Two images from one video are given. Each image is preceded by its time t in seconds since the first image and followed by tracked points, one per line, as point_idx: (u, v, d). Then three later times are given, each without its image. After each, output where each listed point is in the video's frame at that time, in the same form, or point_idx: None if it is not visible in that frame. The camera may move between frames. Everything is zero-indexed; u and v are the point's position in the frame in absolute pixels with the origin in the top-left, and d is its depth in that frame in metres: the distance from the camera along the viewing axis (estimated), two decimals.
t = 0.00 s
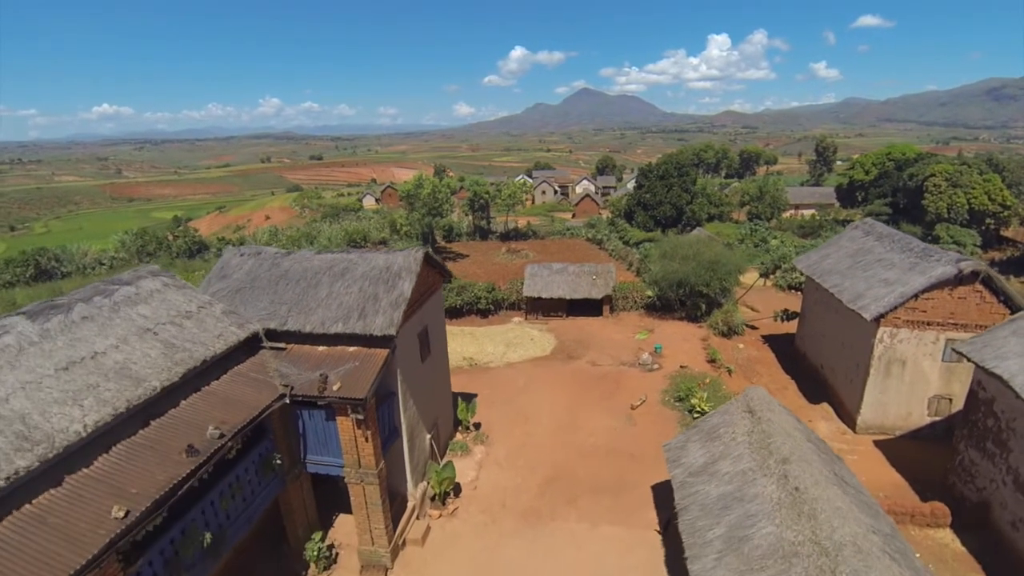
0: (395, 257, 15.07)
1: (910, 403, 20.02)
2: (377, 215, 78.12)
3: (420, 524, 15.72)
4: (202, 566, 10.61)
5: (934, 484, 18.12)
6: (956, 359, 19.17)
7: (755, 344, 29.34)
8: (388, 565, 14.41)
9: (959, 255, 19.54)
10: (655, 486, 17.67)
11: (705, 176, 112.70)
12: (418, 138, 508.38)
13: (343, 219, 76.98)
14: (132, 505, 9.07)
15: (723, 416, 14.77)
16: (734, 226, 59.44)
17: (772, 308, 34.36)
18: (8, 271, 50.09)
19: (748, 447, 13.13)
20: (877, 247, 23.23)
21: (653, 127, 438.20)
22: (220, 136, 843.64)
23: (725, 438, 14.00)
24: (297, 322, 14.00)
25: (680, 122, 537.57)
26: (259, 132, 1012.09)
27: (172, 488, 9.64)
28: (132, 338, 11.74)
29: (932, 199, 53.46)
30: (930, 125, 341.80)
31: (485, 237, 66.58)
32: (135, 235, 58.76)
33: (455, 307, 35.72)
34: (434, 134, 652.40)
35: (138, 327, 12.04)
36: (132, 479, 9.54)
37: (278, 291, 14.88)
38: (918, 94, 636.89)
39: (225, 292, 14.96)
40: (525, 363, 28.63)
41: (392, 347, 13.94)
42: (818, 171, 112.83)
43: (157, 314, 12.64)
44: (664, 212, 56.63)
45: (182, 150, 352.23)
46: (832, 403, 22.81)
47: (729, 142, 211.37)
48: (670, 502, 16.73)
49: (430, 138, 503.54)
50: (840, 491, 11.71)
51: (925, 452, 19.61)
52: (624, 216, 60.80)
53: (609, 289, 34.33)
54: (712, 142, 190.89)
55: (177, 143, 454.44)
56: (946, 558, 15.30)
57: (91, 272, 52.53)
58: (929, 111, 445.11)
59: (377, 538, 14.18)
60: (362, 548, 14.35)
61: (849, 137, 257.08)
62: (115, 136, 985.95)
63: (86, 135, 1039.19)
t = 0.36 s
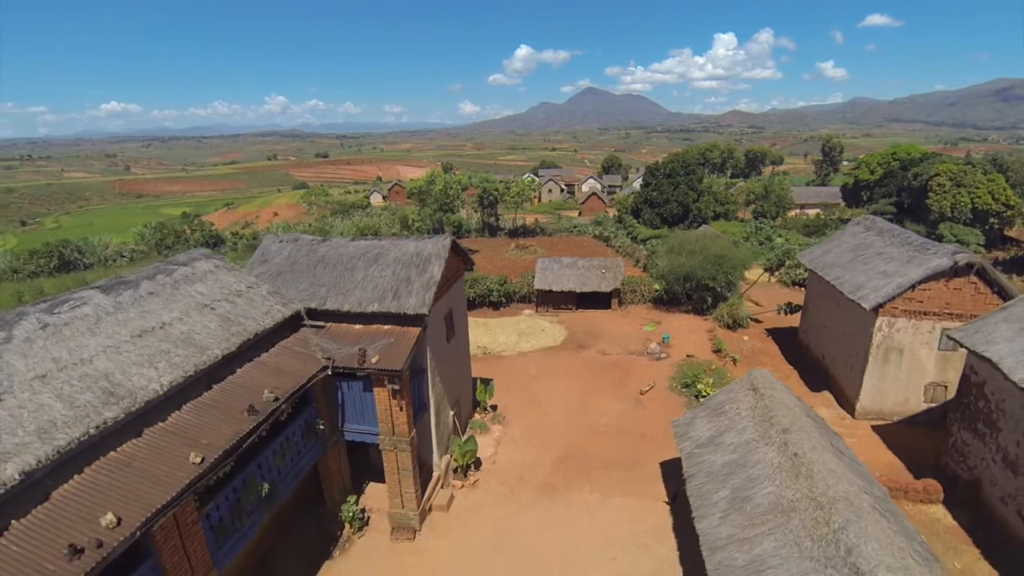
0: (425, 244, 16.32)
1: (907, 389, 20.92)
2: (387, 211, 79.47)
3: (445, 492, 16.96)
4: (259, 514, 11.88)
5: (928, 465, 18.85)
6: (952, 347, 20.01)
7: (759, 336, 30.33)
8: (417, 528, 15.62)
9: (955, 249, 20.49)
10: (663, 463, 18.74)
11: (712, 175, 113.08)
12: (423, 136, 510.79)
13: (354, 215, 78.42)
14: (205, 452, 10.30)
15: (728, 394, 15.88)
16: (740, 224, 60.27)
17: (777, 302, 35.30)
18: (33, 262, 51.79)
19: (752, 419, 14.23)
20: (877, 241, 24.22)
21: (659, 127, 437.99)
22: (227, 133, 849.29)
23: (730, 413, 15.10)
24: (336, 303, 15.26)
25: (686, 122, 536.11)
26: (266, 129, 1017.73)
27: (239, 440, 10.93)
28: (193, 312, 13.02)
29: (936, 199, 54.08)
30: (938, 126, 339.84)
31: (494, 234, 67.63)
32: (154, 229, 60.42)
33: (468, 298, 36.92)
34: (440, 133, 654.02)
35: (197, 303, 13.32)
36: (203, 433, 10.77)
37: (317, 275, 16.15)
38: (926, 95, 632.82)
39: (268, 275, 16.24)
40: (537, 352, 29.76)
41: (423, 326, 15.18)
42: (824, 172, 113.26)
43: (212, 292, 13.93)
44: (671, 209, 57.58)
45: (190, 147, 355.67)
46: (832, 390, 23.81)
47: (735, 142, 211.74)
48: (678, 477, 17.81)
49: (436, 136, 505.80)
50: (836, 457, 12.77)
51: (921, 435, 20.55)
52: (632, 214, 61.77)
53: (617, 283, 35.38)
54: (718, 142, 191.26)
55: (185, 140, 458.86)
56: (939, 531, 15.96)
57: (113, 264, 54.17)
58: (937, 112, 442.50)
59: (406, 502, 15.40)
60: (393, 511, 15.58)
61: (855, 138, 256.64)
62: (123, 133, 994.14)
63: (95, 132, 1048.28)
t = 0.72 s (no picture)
0: (449, 230, 17.59)
1: (901, 370, 22.03)
2: (395, 209, 80.77)
3: (466, 461, 18.18)
4: (305, 469, 13.11)
5: (920, 440, 19.92)
6: (943, 330, 21.11)
7: (761, 325, 31.43)
8: (441, 492, 16.83)
9: (947, 237, 21.58)
10: (669, 437, 19.91)
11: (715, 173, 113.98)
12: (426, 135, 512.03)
13: (362, 212, 79.74)
14: (263, 407, 11.54)
15: (730, 369, 17.06)
16: (743, 219, 61.28)
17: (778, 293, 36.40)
18: (53, 256, 53.28)
19: (752, 390, 15.42)
20: (874, 232, 25.33)
21: (662, 126, 438.20)
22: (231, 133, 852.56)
23: (732, 385, 16.29)
24: (368, 283, 16.53)
25: (688, 120, 535.77)
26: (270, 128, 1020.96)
27: (292, 398, 12.19)
28: (241, 288, 14.27)
29: (937, 195, 55.00)
30: (942, 124, 339.20)
31: (501, 230, 68.75)
32: (169, 225, 61.87)
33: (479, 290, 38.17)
34: (443, 132, 655.01)
35: (244, 281, 14.58)
36: (259, 392, 12.02)
37: (348, 258, 17.42)
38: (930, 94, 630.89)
39: (303, 259, 17.52)
40: (547, 340, 30.96)
41: (448, 305, 16.44)
42: (827, 169, 114.04)
43: (257, 272, 15.20)
44: (675, 205, 58.66)
45: (195, 146, 357.89)
46: (830, 373, 24.92)
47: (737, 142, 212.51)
48: (683, 448, 18.98)
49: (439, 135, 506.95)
50: (829, 421, 13.95)
51: (914, 413, 21.65)
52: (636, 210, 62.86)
53: (624, 275, 36.50)
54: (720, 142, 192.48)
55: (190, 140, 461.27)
56: (928, 497, 17.12)
57: (130, 258, 55.53)
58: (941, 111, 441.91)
59: (432, 468, 16.62)
60: (419, 476, 16.79)
61: (858, 137, 256.60)
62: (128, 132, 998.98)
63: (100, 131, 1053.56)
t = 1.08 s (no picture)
0: (468, 215, 18.83)
1: (894, 353, 23.17)
2: (402, 205, 82.05)
3: (483, 432, 19.38)
4: (340, 427, 14.35)
5: (911, 415, 21.02)
6: (934, 314, 22.24)
7: (761, 314, 32.55)
8: (460, 459, 18.04)
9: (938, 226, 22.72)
10: (672, 412, 21.10)
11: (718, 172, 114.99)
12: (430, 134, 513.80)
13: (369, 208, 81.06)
14: (307, 367, 12.80)
15: (731, 345, 18.23)
16: (745, 216, 62.34)
17: (779, 285, 37.53)
18: (72, 248, 54.74)
19: (750, 362, 16.65)
20: (869, 222, 26.49)
21: (665, 126, 438.70)
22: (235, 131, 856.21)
23: (732, 358, 17.51)
24: (393, 263, 17.77)
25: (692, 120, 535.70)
26: (273, 127, 1024.49)
27: (333, 361, 13.43)
28: (281, 265, 15.53)
29: (936, 191, 56.01)
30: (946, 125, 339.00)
31: (507, 225, 69.85)
32: (183, 219, 63.24)
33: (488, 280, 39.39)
34: (446, 131, 656.13)
35: (282, 258, 15.84)
36: (302, 354, 13.27)
37: (374, 241, 18.66)
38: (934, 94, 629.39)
39: (332, 241, 18.77)
40: (554, 327, 32.16)
41: (468, 284, 17.67)
42: (829, 169, 115.02)
43: (293, 251, 16.47)
44: (678, 201, 59.78)
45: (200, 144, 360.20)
46: (827, 357, 26.03)
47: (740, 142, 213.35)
48: (686, 422, 20.14)
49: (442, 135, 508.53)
50: (821, 388, 15.15)
51: (906, 393, 22.75)
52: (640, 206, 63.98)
53: (629, 266, 37.63)
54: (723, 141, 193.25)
55: (195, 138, 464.08)
56: (916, 466, 18.24)
57: (146, 251, 56.87)
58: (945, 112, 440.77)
59: (452, 435, 17.86)
60: (440, 444, 17.98)
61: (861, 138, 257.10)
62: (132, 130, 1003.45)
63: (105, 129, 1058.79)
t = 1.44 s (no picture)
0: (480, 199, 20.08)
1: (881, 331, 24.48)
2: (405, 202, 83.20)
3: (493, 403, 20.59)
4: (366, 388, 15.56)
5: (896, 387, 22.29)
6: (918, 294, 23.56)
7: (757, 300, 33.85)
8: (473, 426, 19.24)
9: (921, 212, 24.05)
10: (671, 386, 22.38)
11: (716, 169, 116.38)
12: (429, 134, 514.69)
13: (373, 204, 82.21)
14: (339, 330, 14.01)
15: (725, 320, 19.50)
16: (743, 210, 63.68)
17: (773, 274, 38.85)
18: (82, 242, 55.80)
19: (743, 333, 17.93)
20: (859, 210, 27.81)
21: (663, 125, 440.24)
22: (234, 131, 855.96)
23: (726, 331, 18.79)
24: (410, 243, 18.99)
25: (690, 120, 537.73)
26: (272, 126, 1024.14)
27: (361, 325, 14.63)
28: (309, 242, 16.75)
29: (929, 185, 57.41)
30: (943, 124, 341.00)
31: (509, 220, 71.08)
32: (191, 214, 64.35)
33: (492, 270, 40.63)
34: (446, 130, 656.98)
35: (310, 236, 17.06)
36: (333, 319, 14.50)
37: (392, 223, 19.89)
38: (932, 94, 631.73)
39: (352, 224, 19.99)
40: (558, 312, 33.43)
41: (481, 261, 18.91)
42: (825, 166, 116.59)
43: (318, 230, 17.70)
44: (677, 196, 61.08)
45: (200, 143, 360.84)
46: (818, 338, 27.32)
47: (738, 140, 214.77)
48: (684, 394, 21.42)
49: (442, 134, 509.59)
50: (808, 355, 16.42)
51: (892, 369, 24.05)
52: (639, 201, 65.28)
53: (629, 256, 38.89)
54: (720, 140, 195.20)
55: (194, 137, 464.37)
56: (899, 432, 19.52)
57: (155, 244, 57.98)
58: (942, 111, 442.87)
59: (465, 403, 19.06)
60: (454, 412, 19.17)
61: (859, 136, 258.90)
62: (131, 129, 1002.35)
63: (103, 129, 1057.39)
